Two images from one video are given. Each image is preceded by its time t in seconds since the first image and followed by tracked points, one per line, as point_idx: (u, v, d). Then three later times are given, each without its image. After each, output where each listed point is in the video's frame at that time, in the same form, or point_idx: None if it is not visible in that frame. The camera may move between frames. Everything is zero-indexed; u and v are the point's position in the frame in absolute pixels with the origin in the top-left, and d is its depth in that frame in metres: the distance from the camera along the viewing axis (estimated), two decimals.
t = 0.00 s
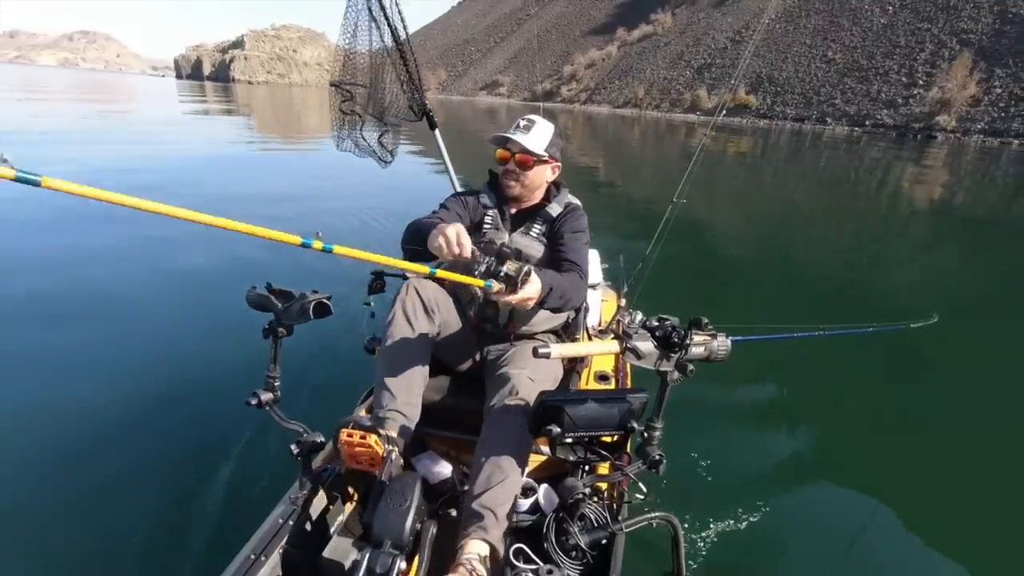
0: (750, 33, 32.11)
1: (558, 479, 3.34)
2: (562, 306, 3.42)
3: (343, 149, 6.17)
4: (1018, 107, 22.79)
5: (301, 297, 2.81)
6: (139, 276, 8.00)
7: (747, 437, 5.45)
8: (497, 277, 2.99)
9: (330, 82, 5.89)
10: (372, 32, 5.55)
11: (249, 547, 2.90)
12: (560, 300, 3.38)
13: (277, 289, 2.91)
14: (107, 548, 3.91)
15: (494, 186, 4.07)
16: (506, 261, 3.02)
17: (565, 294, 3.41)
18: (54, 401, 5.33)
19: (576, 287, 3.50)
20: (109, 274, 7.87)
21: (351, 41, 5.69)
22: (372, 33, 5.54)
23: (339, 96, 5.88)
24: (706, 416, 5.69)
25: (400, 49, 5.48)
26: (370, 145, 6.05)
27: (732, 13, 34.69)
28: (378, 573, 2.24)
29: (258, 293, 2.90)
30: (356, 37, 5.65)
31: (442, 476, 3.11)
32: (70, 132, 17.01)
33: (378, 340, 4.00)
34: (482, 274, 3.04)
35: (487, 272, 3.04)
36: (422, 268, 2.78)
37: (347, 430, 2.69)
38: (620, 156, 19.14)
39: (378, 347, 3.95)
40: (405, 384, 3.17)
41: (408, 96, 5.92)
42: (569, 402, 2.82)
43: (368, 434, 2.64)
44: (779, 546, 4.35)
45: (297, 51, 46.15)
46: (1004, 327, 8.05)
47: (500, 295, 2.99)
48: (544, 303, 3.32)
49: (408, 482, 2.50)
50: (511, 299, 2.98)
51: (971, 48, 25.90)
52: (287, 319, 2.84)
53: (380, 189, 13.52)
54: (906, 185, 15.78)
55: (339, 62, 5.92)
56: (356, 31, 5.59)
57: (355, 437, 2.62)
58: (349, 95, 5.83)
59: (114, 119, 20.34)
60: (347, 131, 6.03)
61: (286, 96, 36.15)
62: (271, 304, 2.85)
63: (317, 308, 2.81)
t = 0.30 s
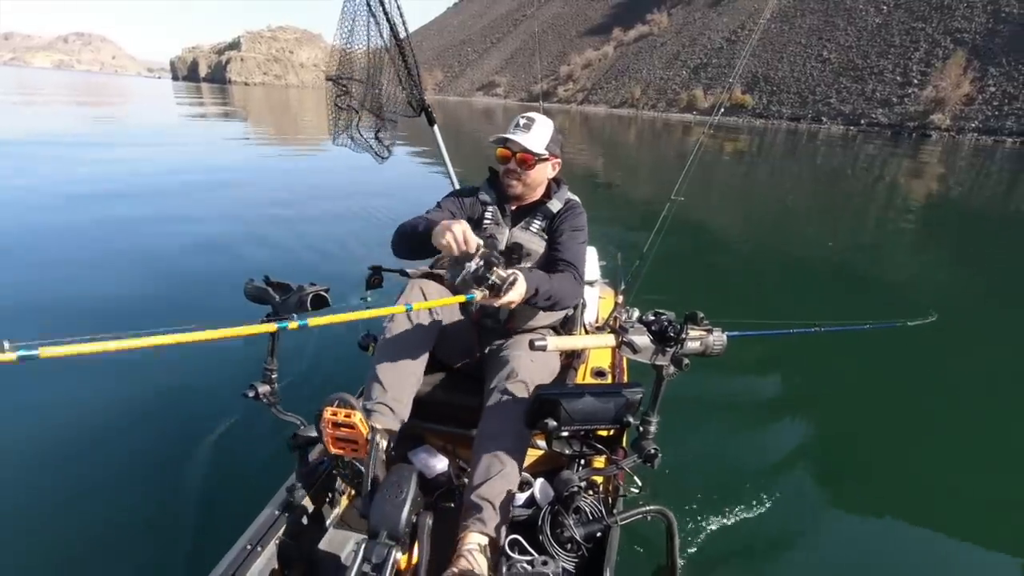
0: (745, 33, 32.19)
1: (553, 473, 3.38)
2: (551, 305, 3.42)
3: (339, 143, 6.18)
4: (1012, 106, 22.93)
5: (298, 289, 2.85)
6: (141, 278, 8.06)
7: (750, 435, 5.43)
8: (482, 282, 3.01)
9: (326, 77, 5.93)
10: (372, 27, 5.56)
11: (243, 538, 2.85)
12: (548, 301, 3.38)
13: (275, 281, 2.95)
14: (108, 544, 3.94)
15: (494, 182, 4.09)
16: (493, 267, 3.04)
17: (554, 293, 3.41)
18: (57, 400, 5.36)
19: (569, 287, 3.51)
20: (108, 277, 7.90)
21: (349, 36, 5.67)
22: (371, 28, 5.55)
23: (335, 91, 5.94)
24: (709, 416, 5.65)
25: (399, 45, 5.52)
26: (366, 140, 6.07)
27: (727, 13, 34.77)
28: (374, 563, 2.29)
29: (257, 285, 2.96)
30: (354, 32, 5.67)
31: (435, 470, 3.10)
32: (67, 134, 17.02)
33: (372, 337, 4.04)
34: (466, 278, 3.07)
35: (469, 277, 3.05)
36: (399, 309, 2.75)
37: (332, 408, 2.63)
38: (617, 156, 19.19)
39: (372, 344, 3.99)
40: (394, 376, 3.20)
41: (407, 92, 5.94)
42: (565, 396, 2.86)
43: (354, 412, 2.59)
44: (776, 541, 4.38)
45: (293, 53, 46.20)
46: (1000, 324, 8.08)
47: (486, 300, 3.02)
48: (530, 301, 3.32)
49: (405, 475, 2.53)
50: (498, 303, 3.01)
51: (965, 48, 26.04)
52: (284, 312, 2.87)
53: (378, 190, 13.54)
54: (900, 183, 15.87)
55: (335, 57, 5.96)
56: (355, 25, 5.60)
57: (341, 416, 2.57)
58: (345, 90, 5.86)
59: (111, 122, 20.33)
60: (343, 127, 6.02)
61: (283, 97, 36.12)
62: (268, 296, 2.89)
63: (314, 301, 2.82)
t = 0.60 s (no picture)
0: (743, 32, 32.18)
1: (549, 475, 3.39)
2: (550, 307, 3.44)
3: (355, 145, 6.18)
4: (1010, 103, 22.92)
5: (295, 288, 2.85)
6: (141, 282, 8.10)
7: (747, 438, 5.40)
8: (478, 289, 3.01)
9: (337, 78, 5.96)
10: (373, 27, 5.61)
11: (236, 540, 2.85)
12: (548, 303, 3.40)
13: (271, 280, 2.96)
14: (105, 545, 3.93)
15: (489, 185, 4.08)
16: (489, 275, 3.03)
17: (552, 295, 3.41)
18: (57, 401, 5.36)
19: (568, 290, 3.51)
20: (107, 282, 7.92)
21: (354, 38, 5.77)
22: (372, 29, 5.61)
23: (347, 92, 5.98)
24: (708, 420, 5.62)
25: (400, 44, 5.60)
26: (378, 140, 6.03)
27: (725, 12, 34.77)
28: (369, 564, 2.28)
29: (252, 283, 2.94)
30: (360, 31, 5.68)
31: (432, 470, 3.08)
32: (66, 139, 17.05)
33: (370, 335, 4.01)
34: (467, 284, 3.09)
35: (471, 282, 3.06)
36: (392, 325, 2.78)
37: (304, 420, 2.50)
38: (616, 156, 19.19)
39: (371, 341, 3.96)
40: (381, 381, 3.16)
41: (406, 91, 5.97)
42: (562, 398, 2.86)
43: (327, 425, 2.46)
44: (772, 543, 4.37)
45: (292, 56, 46.24)
46: (1000, 322, 8.04)
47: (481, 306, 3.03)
48: (529, 305, 3.34)
49: (399, 475, 2.54)
50: (496, 307, 3.02)
51: (963, 45, 26.03)
52: (281, 310, 2.88)
53: (376, 192, 13.54)
54: (899, 180, 15.85)
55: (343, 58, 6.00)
56: (359, 26, 5.65)
57: (314, 428, 2.44)
58: (357, 91, 5.92)
59: (110, 127, 20.34)
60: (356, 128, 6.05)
61: (281, 100, 36.10)
62: (264, 295, 2.89)
63: (311, 301, 2.84)
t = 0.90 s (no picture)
0: (742, 31, 32.17)
1: (548, 476, 3.39)
2: (551, 301, 3.48)
3: (352, 145, 6.30)
4: (1009, 98, 22.87)
5: (294, 291, 2.86)
6: (142, 286, 8.13)
7: (748, 441, 5.37)
8: (474, 278, 3.06)
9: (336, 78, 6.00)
10: (373, 28, 5.62)
11: (240, 537, 2.80)
12: (547, 296, 3.43)
13: (269, 281, 2.97)
14: (105, 544, 3.92)
15: (484, 186, 4.05)
16: (483, 264, 3.08)
17: (553, 287, 3.45)
18: (58, 402, 5.36)
19: (568, 283, 3.55)
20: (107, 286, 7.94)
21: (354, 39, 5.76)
22: (372, 29, 5.60)
23: (345, 93, 6.00)
24: (708, 422, 5.60)
25: (401, 45, 5.58)
26: (377, 140, 6.16)
27: (724, 11, 34.77)
28: (367, 566, 2.28)
29: (251, 284, 2.95)
30: (359, 34, 5.66)
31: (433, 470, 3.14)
32: (67, 145, 17.09)
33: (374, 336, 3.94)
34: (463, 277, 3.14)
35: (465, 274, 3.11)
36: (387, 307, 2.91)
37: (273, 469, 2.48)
38: (615, 156, 19.19)
39: (374, 342, 3.92)
40: (378, 401, 3.11)
41: (406, 91, 5.94)
42: (561, 400, 2.86)
43: (297, 477, 2.43)
44: (776, 544, 4.34)
45: (293, 60, 46.35)
46: (1001, 319, 8.00)
47: (478, 296, 3.07)
48: (529, 294, 3.37)
49: (398, 477, 2.54)
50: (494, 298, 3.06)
51: (962, 41, 26.00)
52: (280, 312, 2.89)
53: (376, 194, 13.56)
54: (899, 178, 15.83)
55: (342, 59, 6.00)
56: (358, 27, 5.63)
57: (282, 480, 2.41)
58: (356, 92, 5.92)
59: (110, 131, 20.36)
60: (354, 128, 6.13)
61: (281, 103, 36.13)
62: (263, 297, 2.91)
63: (309, 301, 2.86)
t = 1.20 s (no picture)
0: (740, 30, 32.20)
1: (554, 476, 3.38)
2: (556, 295, 3.49)
3: (348, 147, 6.27)
4: (1006, 96, 22.90)
5: (300, 293, 2.90)
6: (144, 290, 8.12)
7: (752, 440, 5.35)
8: (477, 273, 3.07)
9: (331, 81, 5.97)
10: (372, 30, 5.65)
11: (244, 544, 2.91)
12: (551, 290, 3.44)
13: (274, 285, 2.98)
14: (107, 555, 3.90)
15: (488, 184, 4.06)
16: (486, 260, 3.10)
17: (556, 281, 3.44)
18: (59, 412, 5.35)
19: (572, 278, 3.55)
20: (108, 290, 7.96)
21: (352, 41, 5.75)
22: (371, 31, 5.63)
23: (341, 95, 5.97)
24: (712, 421, 5.58)
25: (399, 45, 5.61)
26: (374, 143, 6.11)
27: (722, 11, 34.79)
28: (375, 568, 2.32)
29: (256, 287, 2.95)
30: (357, 36, 5.70)
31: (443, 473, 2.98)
32: (67, 149, 17.06)
33: (374, 338, 3.95)
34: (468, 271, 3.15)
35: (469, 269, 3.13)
36: (383, 298, 2.94)
37: (266, 529, 2.35)
38: (614, 156, 19.21)
39: (374, 346, 3.92)
40: (385, 418, 3.07)
41: (405, 93, 5.94)
42: (566, 399, 2.86)
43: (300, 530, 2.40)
44: (780, 543, 4.33)
45: (291, 62, 46.38)
46: (1004, 317, 8.00)
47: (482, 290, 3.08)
48: (533, 289, 3.38)
49: (404, 478, 2.53)
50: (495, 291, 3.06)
51: (959, 40, 26.03)
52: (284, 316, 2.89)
53: (376, 196, 13.55)
54: (897, 176, 15.85)
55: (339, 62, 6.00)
56: (356, 29, 5.66)
57: (276, 541, 2.29)
58: (353, 94, 5.89)
59: (110, 135, 20.35)
60: (350, 130, 6.11)
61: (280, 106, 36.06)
62: (267, 300, 2.89)
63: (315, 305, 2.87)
